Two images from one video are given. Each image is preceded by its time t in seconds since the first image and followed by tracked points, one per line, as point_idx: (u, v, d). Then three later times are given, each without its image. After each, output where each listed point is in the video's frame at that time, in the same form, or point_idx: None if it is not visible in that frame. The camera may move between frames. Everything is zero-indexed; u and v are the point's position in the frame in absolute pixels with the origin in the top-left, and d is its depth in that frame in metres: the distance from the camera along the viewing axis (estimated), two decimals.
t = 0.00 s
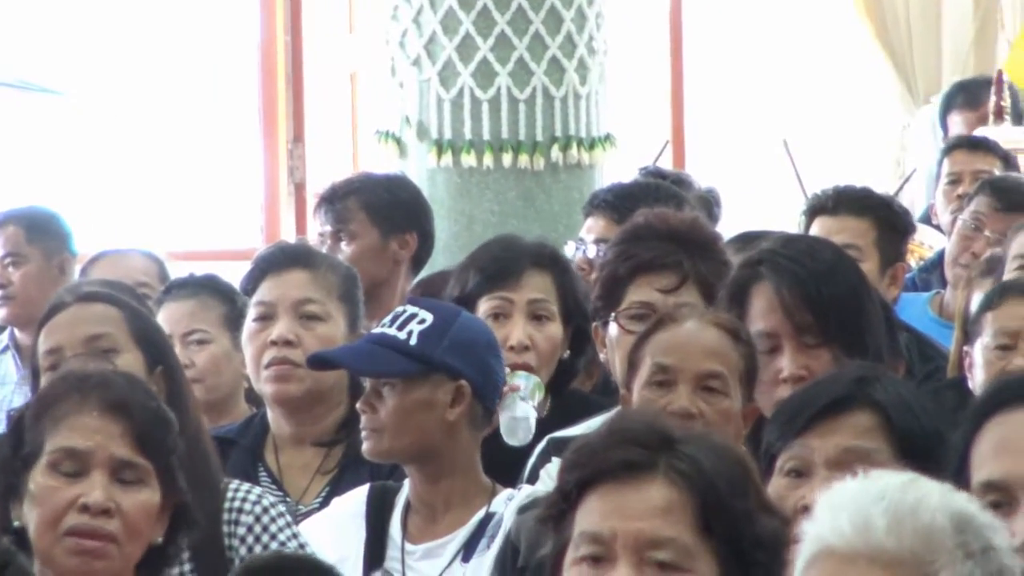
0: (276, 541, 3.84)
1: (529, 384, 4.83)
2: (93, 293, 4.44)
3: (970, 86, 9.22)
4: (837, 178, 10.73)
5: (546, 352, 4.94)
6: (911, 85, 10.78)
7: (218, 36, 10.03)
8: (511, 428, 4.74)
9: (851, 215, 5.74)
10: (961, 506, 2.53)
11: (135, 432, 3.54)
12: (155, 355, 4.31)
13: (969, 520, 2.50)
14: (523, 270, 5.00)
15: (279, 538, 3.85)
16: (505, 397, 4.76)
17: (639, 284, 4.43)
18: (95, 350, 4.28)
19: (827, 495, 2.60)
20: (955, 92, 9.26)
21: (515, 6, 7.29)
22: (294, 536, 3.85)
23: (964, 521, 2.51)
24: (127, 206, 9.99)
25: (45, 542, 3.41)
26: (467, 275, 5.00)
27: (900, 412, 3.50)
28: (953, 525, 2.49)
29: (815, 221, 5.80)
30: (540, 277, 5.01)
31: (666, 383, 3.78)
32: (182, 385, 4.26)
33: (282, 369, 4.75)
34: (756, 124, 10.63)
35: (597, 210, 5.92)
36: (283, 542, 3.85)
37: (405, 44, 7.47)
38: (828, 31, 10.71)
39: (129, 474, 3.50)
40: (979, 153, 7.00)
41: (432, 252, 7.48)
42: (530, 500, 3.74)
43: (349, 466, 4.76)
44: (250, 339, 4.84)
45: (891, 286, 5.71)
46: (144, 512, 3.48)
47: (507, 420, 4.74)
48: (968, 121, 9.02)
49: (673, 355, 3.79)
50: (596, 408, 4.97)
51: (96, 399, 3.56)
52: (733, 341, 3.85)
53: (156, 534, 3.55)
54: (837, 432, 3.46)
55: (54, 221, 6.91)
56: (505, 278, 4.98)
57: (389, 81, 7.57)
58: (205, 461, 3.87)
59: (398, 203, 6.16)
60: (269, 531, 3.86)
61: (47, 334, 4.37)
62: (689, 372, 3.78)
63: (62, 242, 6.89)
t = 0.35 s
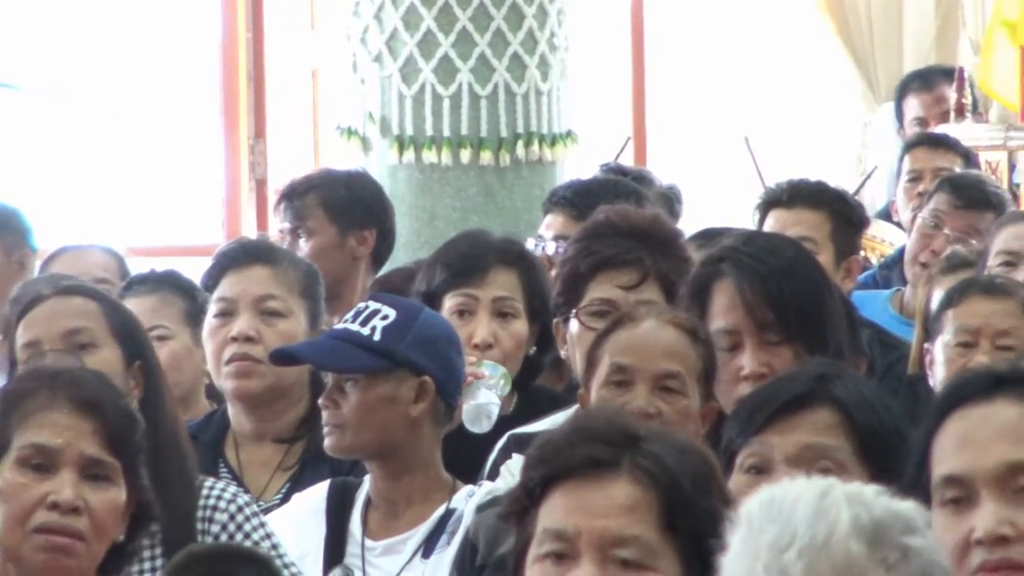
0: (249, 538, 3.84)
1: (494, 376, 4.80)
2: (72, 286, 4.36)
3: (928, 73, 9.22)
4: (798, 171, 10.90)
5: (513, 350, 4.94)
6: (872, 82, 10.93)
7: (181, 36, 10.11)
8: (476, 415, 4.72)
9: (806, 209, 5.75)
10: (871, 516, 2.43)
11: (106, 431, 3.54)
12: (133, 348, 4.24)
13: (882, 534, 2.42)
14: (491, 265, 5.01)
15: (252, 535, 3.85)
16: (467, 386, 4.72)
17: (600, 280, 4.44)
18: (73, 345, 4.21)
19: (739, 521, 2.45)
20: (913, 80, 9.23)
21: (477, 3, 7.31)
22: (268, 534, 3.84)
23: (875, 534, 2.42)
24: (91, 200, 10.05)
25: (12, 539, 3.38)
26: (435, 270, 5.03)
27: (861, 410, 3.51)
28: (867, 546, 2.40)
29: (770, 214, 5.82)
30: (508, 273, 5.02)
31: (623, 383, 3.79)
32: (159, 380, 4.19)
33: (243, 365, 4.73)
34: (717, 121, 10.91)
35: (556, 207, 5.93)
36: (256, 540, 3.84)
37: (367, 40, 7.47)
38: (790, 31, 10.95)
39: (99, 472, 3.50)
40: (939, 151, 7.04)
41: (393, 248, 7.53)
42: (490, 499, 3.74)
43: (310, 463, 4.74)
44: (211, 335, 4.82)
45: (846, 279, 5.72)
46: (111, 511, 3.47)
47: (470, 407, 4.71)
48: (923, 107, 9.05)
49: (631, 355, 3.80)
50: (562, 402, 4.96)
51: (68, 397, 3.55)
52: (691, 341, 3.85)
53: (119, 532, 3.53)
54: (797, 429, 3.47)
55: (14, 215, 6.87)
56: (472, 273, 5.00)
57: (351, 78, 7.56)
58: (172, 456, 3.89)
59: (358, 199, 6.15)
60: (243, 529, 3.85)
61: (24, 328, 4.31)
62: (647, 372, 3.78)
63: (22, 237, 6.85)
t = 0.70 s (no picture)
0: (221, 540, 3.79)
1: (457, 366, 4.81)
2: (49, 283, 4.31)
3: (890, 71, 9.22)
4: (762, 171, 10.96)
5: (479, 345, 4.94)
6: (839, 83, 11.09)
7: (148, 36, 10.16)
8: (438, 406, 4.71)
9: (774, 204, 5.76)
10: (851, 503, 2.54)
11: (88, 431, 3.53)
12: (110, 346, 4.20)
13: (859, 519, 2.52)
14: (457, 262, 5.01)
15: (225, 537, 3.80)
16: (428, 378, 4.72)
17: (567, 279, 4.43)
18: (49, 342, 4.18)
19: (717, 501, 2.57)
20: (876, 80, 9.21)
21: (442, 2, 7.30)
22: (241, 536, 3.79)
23: (854, 518, 2.53)
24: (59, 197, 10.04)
25: None
26: (402, 267, 5.02)
27: (827, 409, 3.52)
28: (845, 528, 2.51)
29: (736, 209, 5.82)
30: (474, 270, 5.02)
31: (591, 383, 3.79)
32: (135, 377, 4.17)
33: (207, 365, 4.74)
34: (682, 119, 10.91)
35: (520, 206, 5.93)
36: (229, 542, 3.79)
37: (333, 38, 7.44)
38: (760, 30, 11.09)
39: (80, 474, 3.49)
40: (904, 150, 7.06)
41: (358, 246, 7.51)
42: (456, 497, 3.73)
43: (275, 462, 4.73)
44: (176, 334, 4.80)
45: (811, 275, 5.76)
46: (91, 513, 3.45)
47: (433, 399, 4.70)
48: (885, 107, 9.01)
49: (599, 356, 3.80)
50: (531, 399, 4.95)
51: (51, 399, 3.53)
52: (659, 341, 3.86)
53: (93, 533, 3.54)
54: (763, 428, 3.48)
55: None
56: (437, 270, 4.99)
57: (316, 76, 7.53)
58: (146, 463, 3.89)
59: (324, 198, 6.14)
60: (216, 529, 3.81)
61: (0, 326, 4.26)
62: (613, 372, 3.79)
63: None
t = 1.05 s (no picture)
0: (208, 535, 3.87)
1: (440, 354, 4.82)
2: (34, 275, 4.29)
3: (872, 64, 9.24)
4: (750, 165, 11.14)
5: (461, 335, 4.94)
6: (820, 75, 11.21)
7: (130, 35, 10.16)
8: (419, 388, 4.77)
9: (763, 197, 5.79)
10: (859, 493, 2.61)
11: (62, 424, 3.54)
12: (97, 338, 4.21)
13: (866, 506, 2.58)
14: (440, 253, 5.02)
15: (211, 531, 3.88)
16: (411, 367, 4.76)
17: (552, 272, 4.44)
18: (37, 336, 4.15)
19: (729, 485, 2.66)
20: (856, 76, 9.24)
21: None
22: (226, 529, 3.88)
23: (861, 505, 2.59)
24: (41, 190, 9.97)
25: None
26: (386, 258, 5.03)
27: (812, 402, 3.53)
28: (851, 511, 2.56)
29: (725, 202, 5.84)
30: (456, 260, 5.03)
31: (576, 378, 3.80)
32: (122, 370, 4.19)
33: (191, 359, 4.72)
34: (668, 111, 11.09)
35: (505, 199, 5.94)
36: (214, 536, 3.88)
37: (316, 32, 7.45)
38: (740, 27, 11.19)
39: (54, 466, 3.49)
40: (888, 144, 7.08)
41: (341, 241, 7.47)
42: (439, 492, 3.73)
43: (259, 457, 4.74)
44: (159, 327, 4.78)
45: (801, 269, 5.77)
46: (66, 505, 3.47)
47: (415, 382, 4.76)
48: (867, 102, 9.04)
49: (584, 350, 3.81)
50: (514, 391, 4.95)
51: (28, 392, 3.54)
52: (644, 336, 3.87)
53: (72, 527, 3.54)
54: (749, 421, 3.49)
55: None
56: (419, 261, 5.01)
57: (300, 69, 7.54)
58: (133, 460, 3.98)
59: (308, 192, 6.15)
60: (203, 522, 3.90)
61: None
62: (600, 367, 3.80)
63: None
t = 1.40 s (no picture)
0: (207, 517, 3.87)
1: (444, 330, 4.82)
2: (36, 251, 4.26)
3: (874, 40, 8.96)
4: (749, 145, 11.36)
5: (463, 313, 4.95)
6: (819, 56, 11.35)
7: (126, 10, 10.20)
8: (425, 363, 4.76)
9: (765, 176, 5.79)
10: (858, 469, 2.62)
11: (43, 398, 3.55)
12: (98, 315, 4.18)
13: (864, 483, 2.59)
14: (440, 230, 5.03)
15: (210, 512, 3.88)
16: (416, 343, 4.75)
17: (548, 249, 4.45)
18: (39, 312, 4.13)
19: (729, 459, 2.68)
20: (856, 51, 8.96)
21: None
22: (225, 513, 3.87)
23: (860, 481, 2.60)
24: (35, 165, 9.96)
25: None
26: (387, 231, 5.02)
27: (808, 379, 3.54)
28: (849, 487, 2.58)
29: (726, 180, 5.84)
30: (456, 237, 5.05)
31: (574, 354, 3.81)
32: (123, 348, 4.17)
33: (189, 335, 4.73)
34: (666, 90, 11.29)
35: (503, 175, 5.94)
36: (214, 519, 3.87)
37: (313, 9, 7.44)
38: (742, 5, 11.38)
39: (37, 438, 3.54)
40: (888, 122, 7.08)
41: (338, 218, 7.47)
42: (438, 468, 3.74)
43: (256, 433, 4.74)
44: (157, 304, 4.80)
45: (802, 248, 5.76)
46: (49, 478, 3.52)
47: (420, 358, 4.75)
48: (866, 79, 8.78)
49: (582, 326, 3.82)
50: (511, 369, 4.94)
51: (3, 364, 3.55)
52: (641, 311, 3.88)
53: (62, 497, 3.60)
54: (746, 399, 3.50)
55: None
56: (418, 238, 5.01)
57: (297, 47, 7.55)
58: (133, 437, 3.98)
59: (305, 168, 6.15)
60: (202, 500, 3.89)
61: None
62: (598, 343, 3.81)
63: None
